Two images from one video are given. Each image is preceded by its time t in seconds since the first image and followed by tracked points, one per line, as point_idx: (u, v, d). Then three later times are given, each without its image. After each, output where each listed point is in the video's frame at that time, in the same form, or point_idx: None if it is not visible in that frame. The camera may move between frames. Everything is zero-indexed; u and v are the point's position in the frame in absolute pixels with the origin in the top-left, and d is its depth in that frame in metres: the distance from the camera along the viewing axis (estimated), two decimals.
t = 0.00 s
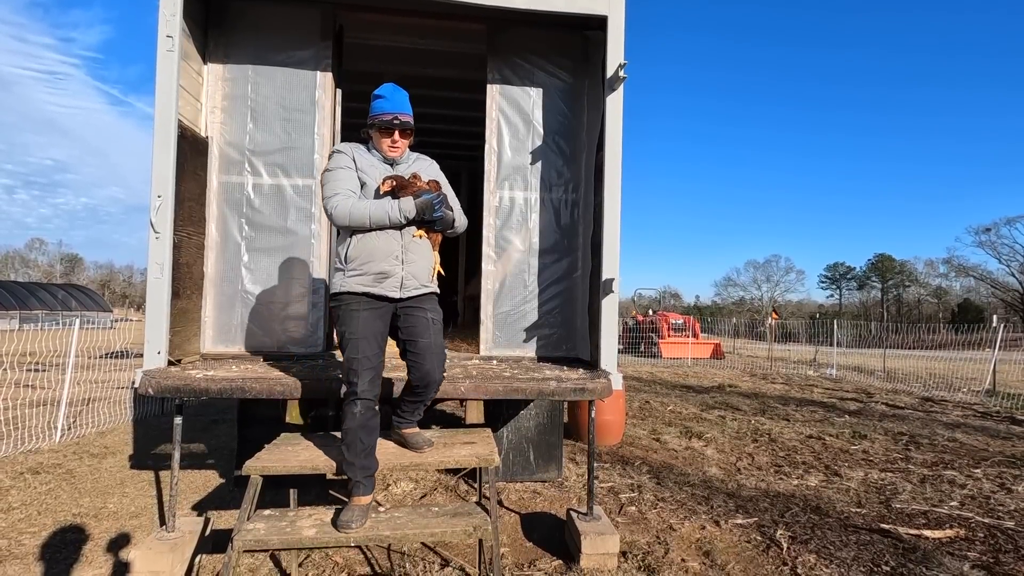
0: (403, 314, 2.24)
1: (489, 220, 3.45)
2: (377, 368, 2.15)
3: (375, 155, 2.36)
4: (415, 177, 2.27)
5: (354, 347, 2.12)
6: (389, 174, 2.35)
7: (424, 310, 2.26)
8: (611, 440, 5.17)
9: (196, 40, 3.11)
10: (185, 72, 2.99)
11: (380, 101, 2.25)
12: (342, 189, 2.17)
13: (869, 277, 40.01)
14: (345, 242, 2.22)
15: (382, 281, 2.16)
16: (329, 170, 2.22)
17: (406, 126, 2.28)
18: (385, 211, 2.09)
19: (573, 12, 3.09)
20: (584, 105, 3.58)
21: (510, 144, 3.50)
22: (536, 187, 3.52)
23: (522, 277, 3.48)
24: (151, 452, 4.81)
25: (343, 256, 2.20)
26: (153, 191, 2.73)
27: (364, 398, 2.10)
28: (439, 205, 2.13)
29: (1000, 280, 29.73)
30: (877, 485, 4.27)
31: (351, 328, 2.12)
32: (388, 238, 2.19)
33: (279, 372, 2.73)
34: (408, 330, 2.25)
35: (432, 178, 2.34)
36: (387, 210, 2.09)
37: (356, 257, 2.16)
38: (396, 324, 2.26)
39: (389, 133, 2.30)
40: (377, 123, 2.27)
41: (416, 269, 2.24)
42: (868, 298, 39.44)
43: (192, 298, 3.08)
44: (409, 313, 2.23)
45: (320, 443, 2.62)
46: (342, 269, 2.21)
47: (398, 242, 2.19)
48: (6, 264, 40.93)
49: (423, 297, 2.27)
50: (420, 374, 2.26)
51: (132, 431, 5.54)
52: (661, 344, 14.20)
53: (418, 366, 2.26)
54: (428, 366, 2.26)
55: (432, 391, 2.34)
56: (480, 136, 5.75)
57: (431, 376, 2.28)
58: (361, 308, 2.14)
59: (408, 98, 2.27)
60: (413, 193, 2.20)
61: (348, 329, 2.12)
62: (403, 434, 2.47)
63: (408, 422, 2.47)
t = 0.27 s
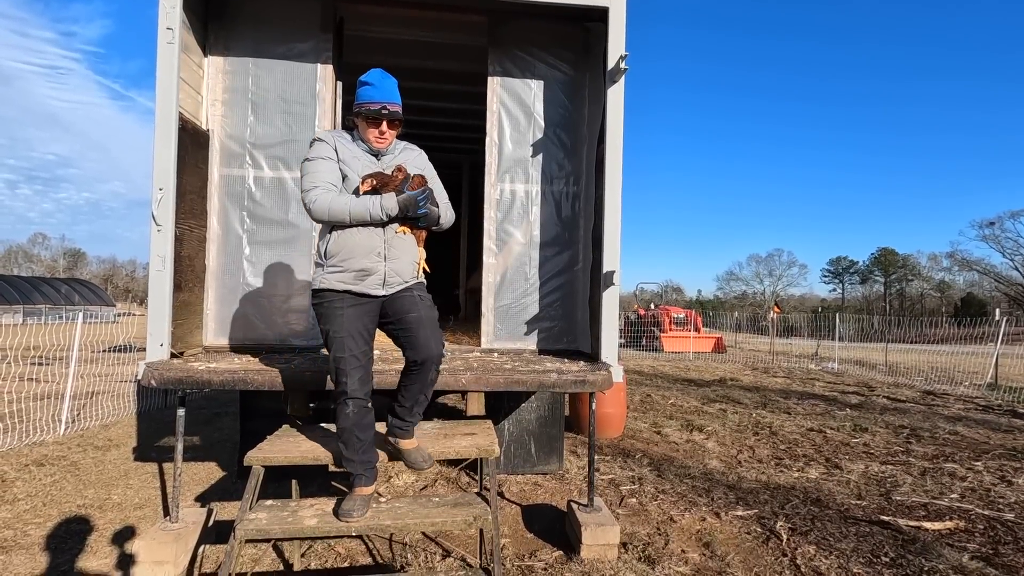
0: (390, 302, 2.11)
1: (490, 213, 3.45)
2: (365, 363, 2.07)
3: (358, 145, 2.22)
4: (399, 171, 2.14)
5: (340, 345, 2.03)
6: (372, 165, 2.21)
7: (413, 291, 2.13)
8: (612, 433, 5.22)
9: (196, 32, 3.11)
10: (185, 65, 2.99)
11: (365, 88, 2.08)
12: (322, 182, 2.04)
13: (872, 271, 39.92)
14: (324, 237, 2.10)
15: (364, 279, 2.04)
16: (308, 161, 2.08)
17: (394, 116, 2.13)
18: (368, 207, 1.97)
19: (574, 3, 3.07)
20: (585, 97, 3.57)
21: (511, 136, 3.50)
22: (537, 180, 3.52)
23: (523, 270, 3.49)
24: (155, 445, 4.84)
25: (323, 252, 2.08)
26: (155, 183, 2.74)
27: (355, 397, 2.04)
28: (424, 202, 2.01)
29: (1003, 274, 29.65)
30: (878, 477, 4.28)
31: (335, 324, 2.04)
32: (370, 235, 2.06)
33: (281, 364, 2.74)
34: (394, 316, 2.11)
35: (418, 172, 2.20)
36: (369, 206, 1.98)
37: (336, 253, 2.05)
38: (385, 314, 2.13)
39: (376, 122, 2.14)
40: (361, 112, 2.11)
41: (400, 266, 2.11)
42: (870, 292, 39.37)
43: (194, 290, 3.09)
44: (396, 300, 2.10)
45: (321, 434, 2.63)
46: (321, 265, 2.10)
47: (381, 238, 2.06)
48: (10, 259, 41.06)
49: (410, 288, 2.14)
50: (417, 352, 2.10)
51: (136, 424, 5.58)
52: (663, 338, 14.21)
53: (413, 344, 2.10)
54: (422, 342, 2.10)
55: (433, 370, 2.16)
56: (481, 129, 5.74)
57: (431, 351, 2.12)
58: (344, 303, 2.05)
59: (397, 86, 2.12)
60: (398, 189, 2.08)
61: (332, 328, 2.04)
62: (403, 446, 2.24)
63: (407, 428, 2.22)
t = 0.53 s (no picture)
0: (379, 316, 2.10)
1: (493, 206, 3.46)
2: (356, 370, 2.07)
3: (354, 144, 2.23)
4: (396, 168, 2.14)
5: (330, 350, 2.03)
6: (369, 163, 2.21)
7: (401, 311, 2.09)
8: (615, 426, 5.24)
9: (199, 25, 3.11)
10: (188, 58, 2.99)
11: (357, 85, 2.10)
12: (319, 181, 2.05)
13: (878, 264, 39.73)
14: (321, 238, 2.11)
15: (361, 280, 2.05)
16: (304, 160, 2.09)
17: (389, 112, 2.14)
18: (366, 206, 1.97)
19: None
20: (588, 89, 3.55)
21: (514, 128, 3.49)
22: (540, 172, 3.51)
23: (526, 262, 3.49)
24: (161, 437, 4.88)
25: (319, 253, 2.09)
26: (159, 176, 2.75)
27: (348, 402, 2.06)
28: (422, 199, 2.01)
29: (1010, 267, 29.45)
30: (881, 470, 4.28)
31: (327, 329, 2.04)
32: (368, 235, 2.07)
33: (285, 356, 2.76)
34: (383, 332, 2.08)
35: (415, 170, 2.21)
36: (367, 206, 1.99)
37: (333, 254, 2.05)
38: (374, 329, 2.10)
39: (370, 119, 2.15)
40: (354, 108, 2.12)
41: (399, 267, 2.11)
42: (876, 285, 39.20)
43: (199, 283, 3.11)
44: (385, 314, 2.09)
45: (326, 426, 2.65)
46: (318, 266, 2.10)
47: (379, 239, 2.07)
48: (17, 253, 41.31)
49: (404, 297, 2.12)
50: (393, 384, 2.05)
51: (143, 416, 5.62)
52: (666, 331, 14.21)
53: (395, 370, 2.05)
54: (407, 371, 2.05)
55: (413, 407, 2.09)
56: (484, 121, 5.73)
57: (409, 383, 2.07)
58: (337, 306, 2.04)
59: (392, 82, 2.12)
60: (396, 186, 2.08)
61: (324, 331, 2.04)
62: (392, 512, 2.03)
63: (397, 484, 2.02)
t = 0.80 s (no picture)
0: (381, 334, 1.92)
1: (495, 194, 3.45)
2: (356, 393, 1.89)
3: (361, 147, 2.08)
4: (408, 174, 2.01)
5: (328, 369, 1.85)
6: (376, 169, 2.06)
7: (404, 331, 1.92)
8: (618, 414, 5.27)
9: (201, 13, 3.10)
10: (190, 46, 2.99)
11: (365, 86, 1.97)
12: (326, 186, 1.87)
13: (886, 254, 39.43)
14: (326, 247, 1.91)
15: (372, 292, 1.87)
16: (308, 164, 1.91)
17: (400, 115, 2.01)
18: (379, 213, 1.80)
19: None
20: (591, 75, 3.53)
21: (516, 116, 3.48)
22: (543, 159, 3.50)
23: (529, 251, 3.49)
24: (169, 423, 4.95)
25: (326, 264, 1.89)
26: (162, 164, 2.76)
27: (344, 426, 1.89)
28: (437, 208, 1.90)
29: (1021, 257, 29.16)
30: (884, 458, 4.28)
31: (327, 346, 1.86)
32: (380, 244, 1.89)
33: (289, 343, 2.79)
34: (384, 353, 1.91)
35: (425, 178, 2.10)
36: (381, 212, 1.82)
37: (342, 265, 1.86)
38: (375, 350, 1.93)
39: (378, 122, 2.03)
40: (364, 111, 1.99)
41: (410, 278, 1.96)
42: (884, 275, 38.93)
43: (203, 271, 3.13)
44: (389, 333, 1.91)
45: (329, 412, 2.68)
46: (323, 277, 1.91)
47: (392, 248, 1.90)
48: (26, 244, 41.66)
49: (412, 313, 1.97)
50: (389, 409, 1.89)
51: (152, 404, 5.69)
52: (671, 321, 14.20)
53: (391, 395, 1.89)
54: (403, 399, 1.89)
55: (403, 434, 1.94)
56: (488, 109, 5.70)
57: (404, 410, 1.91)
58: (342, 323, 1.86)
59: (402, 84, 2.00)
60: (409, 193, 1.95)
61: (325, 347, 1.86)
62: (374, 540, 1.88)
63: (379, 516, 1.87)
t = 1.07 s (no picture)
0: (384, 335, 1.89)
1: (496, 179, 3.44)
2: (359, 388, 1.81)
3: (361, 143, 1.96)
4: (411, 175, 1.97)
5: (331, 361, 1.77)
6: (376, 169, 1.97)
7: (407, 333, 1.92)
8: (621, 401, 5.28)
9: None
10: (189, 31, 2.99)
11: (369, 79, 1.87)
12: (328, 188, 1.77)
13: (897, 242, 39.02)
14: (326, 248, 1.84)
15: (375, 297, 1.84)
16: (308, 162, 1.79)
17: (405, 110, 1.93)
18: (386, 218, 1.76)
19: None
20: (593, 59, 3.49)
21: (517, 100, 3.45)
22: (544, 144, 3.48)
23: (530, 237, 3.48)
24: (176, 409, 5.01)
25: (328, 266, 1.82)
26: (162, 150, 2.77)
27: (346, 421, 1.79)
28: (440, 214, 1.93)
29: None
30: (887, 445, 4.27)
31: (331, 337, 1.78)
32: (384, 249, 1.86)
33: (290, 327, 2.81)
34: (390, 353, 1.88)
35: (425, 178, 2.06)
36: (388, 217, 1.78)
37: (345, 268, 1.80)
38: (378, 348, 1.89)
39: (382, 119, 1.94)
40: (369, 106, 1.89)
41: (411, 283, 1.95)
42: (894, 264, 38.56)
43: (205, 257, 3.15)
44: (393, 334, 1.89)
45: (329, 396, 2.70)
46: (324, 278, 1.84)
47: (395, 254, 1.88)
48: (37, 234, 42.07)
49: (410, 316, 1.96)
50: (395, 409, 1.84)
51: (159, 390, 5.76)
52: (677, 309, 14.16)
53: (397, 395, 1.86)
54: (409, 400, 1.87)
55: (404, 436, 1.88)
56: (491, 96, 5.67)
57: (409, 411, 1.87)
58: (348, 317, 1.80)
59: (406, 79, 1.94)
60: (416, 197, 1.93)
61: (331, 340, 1.78)
62: (365, 525, 1.88)
63: (372, 505, 1.87)
